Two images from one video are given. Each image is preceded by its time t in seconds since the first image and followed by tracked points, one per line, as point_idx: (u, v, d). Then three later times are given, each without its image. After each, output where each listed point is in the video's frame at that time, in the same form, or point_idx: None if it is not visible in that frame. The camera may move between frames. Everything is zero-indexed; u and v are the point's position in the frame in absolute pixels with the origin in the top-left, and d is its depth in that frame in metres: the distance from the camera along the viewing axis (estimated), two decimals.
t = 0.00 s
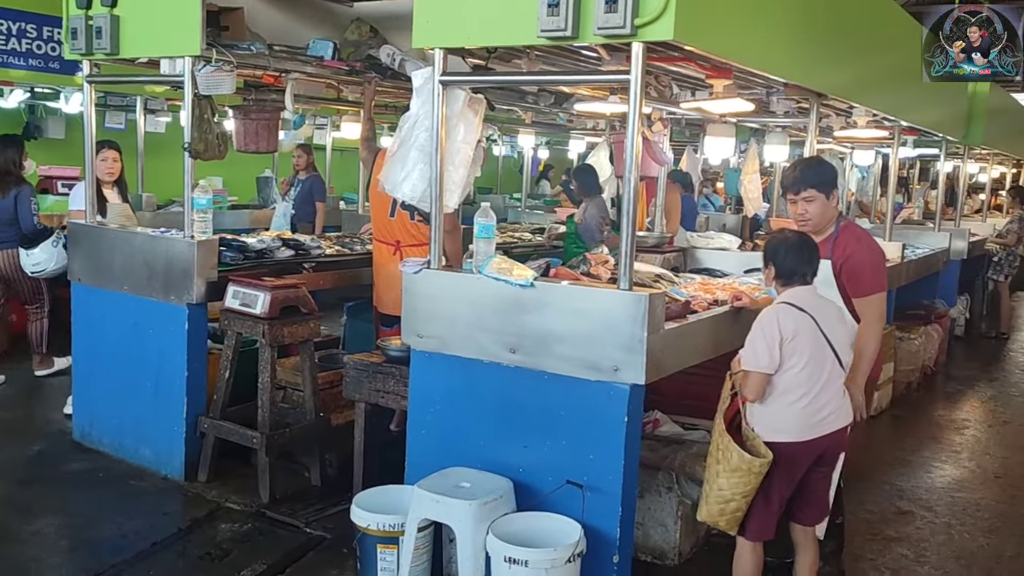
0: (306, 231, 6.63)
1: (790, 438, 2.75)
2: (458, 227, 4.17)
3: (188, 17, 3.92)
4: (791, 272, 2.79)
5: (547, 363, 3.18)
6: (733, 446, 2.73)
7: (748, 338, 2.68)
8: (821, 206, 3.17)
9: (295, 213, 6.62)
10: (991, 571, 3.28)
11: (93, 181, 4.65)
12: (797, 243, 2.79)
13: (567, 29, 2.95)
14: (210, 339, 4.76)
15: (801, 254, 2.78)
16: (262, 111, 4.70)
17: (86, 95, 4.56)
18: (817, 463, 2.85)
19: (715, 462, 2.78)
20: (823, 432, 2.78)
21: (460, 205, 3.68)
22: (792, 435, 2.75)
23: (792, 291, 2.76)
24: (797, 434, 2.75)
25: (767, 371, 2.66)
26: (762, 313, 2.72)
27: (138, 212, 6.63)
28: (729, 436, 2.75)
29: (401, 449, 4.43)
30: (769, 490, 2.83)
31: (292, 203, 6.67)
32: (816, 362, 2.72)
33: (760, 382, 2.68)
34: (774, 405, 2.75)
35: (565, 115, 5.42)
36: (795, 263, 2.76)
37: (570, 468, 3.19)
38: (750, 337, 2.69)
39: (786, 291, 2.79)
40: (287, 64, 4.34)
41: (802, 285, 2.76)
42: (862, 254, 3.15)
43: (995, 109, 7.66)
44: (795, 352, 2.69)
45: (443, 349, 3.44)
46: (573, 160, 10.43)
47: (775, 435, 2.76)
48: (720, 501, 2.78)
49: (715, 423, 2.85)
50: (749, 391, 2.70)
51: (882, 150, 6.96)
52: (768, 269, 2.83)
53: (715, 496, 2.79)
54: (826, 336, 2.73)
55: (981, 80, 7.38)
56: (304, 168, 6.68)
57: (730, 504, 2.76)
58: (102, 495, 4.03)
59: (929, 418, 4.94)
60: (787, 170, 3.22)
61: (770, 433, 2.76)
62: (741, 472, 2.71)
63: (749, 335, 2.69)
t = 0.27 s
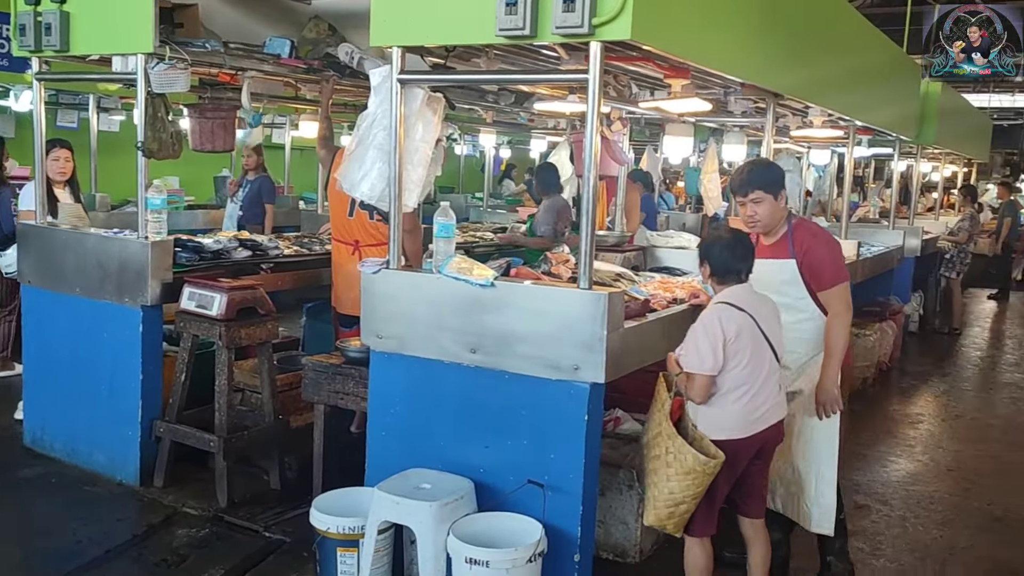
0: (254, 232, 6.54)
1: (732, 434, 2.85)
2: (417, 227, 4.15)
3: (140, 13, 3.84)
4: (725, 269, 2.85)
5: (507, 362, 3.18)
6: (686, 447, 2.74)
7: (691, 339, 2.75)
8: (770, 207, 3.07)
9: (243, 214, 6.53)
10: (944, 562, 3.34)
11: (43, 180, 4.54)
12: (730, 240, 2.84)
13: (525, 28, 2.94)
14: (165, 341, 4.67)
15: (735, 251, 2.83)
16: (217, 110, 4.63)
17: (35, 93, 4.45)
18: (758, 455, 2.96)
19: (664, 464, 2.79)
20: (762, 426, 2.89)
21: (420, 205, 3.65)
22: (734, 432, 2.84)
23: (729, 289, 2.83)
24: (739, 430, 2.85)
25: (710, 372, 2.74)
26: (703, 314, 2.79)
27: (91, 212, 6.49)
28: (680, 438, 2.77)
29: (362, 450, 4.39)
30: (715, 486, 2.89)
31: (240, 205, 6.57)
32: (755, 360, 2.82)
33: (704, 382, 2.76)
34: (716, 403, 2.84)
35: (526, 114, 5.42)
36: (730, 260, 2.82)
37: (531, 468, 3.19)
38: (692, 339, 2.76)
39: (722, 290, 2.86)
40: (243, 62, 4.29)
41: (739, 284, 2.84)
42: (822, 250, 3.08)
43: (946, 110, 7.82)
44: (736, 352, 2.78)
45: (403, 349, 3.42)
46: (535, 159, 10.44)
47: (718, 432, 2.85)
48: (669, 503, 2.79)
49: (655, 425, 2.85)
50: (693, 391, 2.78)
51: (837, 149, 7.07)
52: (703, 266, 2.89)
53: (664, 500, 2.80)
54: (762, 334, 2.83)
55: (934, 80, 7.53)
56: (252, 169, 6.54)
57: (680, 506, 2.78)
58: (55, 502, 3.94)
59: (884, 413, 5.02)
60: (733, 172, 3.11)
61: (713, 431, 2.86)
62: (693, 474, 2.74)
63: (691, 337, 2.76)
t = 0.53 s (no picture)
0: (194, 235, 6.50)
1: (677, 435, 2.92)
2: (375, 229, 4.12)
3: (89, 11, 3.76)
4: (661, 271, 2.93)
5: (466, 364, 3.16)
6: (627, 450, 2.79)
7: (633, 345, 2.81)
8: (736, 210, 3.07)
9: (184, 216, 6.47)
10: (896, 557, 3.40)
11: None
12: (665, 241, 2.92)
13: (482, 29, 2.93)
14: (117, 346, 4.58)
15: (669, 251, 2.91)
16: (170, 110, 4.55)
17: None
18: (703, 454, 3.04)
19: (606, 468, 2.83)
20: (705, 425, 2.97)
21: (377, 206, 3.63)
22: (679, 433, 2.92)
23: (666, 291, 2.91)
24: (684, 430, 2.92)
25: (653, 376, 2.80)
26: (643, 319, 2.85)
27: (40, 214, 6.33)
28: (621, 442, 2.81)
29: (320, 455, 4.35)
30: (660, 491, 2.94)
31: (182, 205, 6.50)
32: (696, 361, 2.90)
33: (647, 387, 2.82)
34: (660, 405, 2.90)
35: (484, 116, 5.41)
36: (664, 260, 2.90)
37: (489, 470, 3.18)
38: (634, 344, 2.82)
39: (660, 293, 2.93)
40: (196, 62, 4.26)
41: (676, 286, 2.91)
42: (795, 252, 3.06)
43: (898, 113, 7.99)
44: (675, 354, 2.85)
45: (360, 352, 3.39)
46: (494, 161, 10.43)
47: (663, 434, 2.92)
48: (610, 507, 2.83)
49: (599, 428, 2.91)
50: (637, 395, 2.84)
51: (792, 151, 7.17)
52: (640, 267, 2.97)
53: (605, 504, 2.83)
54: (701, 334, 2.90)
55: (885, 84, 7.68)
56: (198, 169, 6.49)
57: (621, 510, 2.82)
58: (2, 511, 3.83)
59: (839, 411, 5.10)
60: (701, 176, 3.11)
61: (659, 433, 2.92)
62: (634, 478, 2.78)
63: (633, 342, 2.82)
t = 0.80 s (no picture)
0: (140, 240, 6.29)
1: (633, 435, 2.97)
2: (332, 233, 4.08)
3: (36, 10, 3.68)
4: (604, 275, 2.98)
5: (424, 369, 3.14)
6: (578, 458, 2.80)
7: (585, 352, 2.83)
8: (732, 217, 3.02)
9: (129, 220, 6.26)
10: (851, 555, 3.45)
11: None
12: (606, 246, 2.96)
13: (439, 32, 2.92)
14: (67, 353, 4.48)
15: (612, 256, 2.96)
16: (122, 112, 4.48)
17: None
18: (659, 451, 3.12)
19: (558, 476, 2.83)
20: (658, 423, 3.03)
21: (333, 210, 3.59)
22: (630, 437, 2.97)
23: (611, 295, 2.94)
24: (639, 430, 2.97)
25: (608, 381, 2.83)
26: (592, 326, 2.88)
27: None
28: (573, 450, 2.82)
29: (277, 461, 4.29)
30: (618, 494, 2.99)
31: (127, 209, 6.29)
32: (646, 362, 2.95)
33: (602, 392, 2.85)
34: (615, 407, 2.94)
35: (444, 118, 5.40)
36: (605, 262, 2.95)
37: (449, 475, 3.16)
38: (586, 351, 2.83)
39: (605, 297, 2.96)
40: (149, 63, 4.16)
41: (620, 290, 2.95)
42: (795, 266, 2.96)
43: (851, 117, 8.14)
44: (626, 359, 2.88)
45: (317, 357, 3.35)
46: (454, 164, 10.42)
47: (619, 435, 2.96)
48: (563, 515, 2.83)
49: (552, 436, 2.92)
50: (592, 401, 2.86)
51: (749, 155, 7.27)
52: (584, 272, 3.01)
53: (558, 513, 2.84)
54: (649, 337, 2.95)
55: (838, 88, 7.83)
56: (142, 171, 6.28)
57: (574, 518, 2.82)
58: None
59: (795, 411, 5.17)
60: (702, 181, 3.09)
61: (614, 435, 2.96)
62: (587, 486, 2.79)
63: (585, 349, 2.83)
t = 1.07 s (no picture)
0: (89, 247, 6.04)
1: (594, 436, 2.99)
2: (291, 237, 4.04)
3: None
4: (563, 279, 3.00)
5: (384, 375, 3.12)
6: (549, 459, 2.79)
7: (547, 354, 2.83)
8: (708, 216, 2.93)
9: (74, 228, 6.01)
10: (809, 555, 3.49)
11: None
12: (564, 250, 3.00)
13: (397, 36, 2.90)
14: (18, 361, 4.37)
15: (572, 260, 2.99)
16: (74, 116, 4.41)
17: None
18: (619, 451, 3.15)
19: (529, 479, 2.81)
20: (618, 424, 3.06)
21: (292, 214, 3.56)
22: (593, 437, 3.00)
23: (569, 298, 2.96)
24: (600, 431, 3.00)
25: (569, 383, 2.84)
26: (553, 328, 2.88)
27: None
28: (543, 452, 2.81)
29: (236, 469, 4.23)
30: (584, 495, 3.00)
31: (71, 216, 6.02)
32: (606, 364, 2.97)
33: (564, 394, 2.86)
34: (576, 409, 2.96)
35: (404, 122, 5.36)
36: (562, 265, 2.99)
37: (409, 481, 3.14)
38: (547, 353, 2.84)
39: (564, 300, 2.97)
40: (103, 65, 4.09)
41: (579, 293, 2.97)
42: (779, 266, 2.92)
43: (807, 123, 8.27)
44: (589, 360, 2.90)
45: (276, 364, 3.31)
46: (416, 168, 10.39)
47: (580, 436, 2.98)
48: (536, 518, 2.81)
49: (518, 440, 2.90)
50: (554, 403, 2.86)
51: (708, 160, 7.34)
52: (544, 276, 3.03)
53: (531, 516, 2.81)
54: (610, 339, 2.97)
55: (795, 94, 7.94)
56: (86, 176, 6.00)
57: (547, 521, 2.81)
58: None
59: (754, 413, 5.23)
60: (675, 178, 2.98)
61: (577, 436, 2.98)
62: (558, 486, 2.78)
63: (547, 351, 2.84)
